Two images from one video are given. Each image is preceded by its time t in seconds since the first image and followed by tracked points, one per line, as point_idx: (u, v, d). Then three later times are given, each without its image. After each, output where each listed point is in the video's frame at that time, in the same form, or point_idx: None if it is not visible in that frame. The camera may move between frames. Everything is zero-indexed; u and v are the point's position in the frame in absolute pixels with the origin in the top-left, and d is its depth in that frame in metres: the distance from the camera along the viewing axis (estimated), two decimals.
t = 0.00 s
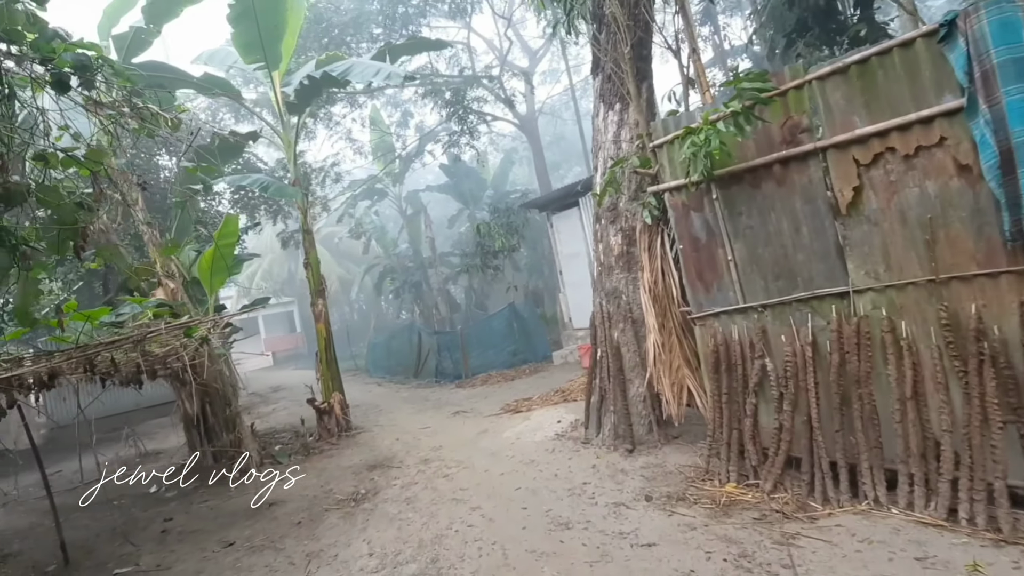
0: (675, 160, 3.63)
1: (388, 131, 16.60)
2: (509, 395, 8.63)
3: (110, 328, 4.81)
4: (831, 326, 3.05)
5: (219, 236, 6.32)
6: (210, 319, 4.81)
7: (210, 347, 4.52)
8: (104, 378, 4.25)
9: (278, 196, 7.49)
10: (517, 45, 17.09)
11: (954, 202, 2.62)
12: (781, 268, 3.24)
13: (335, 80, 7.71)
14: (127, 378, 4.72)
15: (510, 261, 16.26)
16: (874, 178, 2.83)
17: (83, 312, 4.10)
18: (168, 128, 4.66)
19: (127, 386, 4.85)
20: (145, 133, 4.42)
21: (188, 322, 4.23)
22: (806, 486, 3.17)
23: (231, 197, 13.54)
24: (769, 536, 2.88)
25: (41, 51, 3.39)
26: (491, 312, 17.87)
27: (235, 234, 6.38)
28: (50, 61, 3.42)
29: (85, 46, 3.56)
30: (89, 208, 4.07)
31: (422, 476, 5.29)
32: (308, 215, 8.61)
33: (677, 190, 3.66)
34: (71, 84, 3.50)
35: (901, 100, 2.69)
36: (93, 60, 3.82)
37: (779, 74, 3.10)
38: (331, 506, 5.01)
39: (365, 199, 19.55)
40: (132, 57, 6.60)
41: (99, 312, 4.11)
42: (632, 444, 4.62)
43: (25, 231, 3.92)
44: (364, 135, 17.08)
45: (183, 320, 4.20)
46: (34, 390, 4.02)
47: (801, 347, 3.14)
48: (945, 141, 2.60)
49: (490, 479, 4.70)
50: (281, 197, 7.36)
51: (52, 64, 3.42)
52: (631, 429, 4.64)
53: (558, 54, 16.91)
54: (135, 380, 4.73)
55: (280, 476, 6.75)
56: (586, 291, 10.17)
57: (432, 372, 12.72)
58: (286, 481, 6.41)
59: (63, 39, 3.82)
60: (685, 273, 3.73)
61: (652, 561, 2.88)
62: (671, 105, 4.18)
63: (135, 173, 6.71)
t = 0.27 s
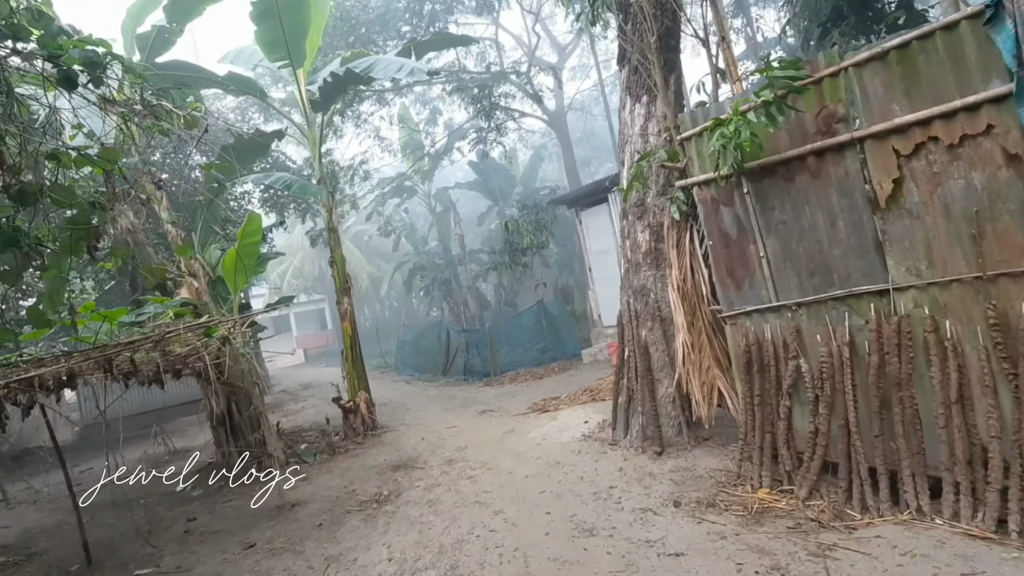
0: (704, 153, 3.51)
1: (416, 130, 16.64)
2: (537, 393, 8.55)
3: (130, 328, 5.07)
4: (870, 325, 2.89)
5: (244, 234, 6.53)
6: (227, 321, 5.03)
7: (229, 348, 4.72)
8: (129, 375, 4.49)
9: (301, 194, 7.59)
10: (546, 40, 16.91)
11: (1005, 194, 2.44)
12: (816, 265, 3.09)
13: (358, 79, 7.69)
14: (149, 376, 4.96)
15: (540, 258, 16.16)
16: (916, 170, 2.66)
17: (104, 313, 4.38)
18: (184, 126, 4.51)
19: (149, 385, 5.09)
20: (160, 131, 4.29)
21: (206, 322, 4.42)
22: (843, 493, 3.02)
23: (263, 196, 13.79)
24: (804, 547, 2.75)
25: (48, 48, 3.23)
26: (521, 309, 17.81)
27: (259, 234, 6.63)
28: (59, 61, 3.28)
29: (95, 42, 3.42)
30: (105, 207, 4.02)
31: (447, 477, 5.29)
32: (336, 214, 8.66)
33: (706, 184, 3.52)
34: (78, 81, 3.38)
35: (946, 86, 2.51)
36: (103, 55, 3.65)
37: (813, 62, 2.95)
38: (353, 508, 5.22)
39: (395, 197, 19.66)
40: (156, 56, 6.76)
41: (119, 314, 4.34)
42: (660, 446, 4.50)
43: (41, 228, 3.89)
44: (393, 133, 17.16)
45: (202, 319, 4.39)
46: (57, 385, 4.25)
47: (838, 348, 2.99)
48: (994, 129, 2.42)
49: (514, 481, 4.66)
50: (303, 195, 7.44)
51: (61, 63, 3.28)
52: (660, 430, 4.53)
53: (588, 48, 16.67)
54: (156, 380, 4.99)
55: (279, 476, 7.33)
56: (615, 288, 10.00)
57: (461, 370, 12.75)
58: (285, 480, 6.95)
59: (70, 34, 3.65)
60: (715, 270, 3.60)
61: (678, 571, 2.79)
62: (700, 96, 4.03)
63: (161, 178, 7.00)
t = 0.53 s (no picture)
0: (721, 146, 3.37)
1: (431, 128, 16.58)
2: (550, 394, 8.44)
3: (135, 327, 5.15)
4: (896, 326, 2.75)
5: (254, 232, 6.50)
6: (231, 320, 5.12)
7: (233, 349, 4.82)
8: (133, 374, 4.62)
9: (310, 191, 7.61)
10: (561, 37, 16.75)
11: None
12: (840, 262, 2.94)
13: (368, 74, 7.65)
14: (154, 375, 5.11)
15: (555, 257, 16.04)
16: (948, 160, 2.50)
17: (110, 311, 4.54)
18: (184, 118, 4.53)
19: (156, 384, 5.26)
20: (159, 123, 4.31)
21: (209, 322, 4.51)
22: (869, 502, 2.87)
23: (279, 195, 13.85)
24: (828, 558, 2.61)
25: (42, 38, 3.25)
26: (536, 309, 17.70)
27: (270, 232, 6.61)
28: (54, 51, 3.27)
29: (91, 33, 3.41)
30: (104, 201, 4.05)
31: (458, 480, 5.21)
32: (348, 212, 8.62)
33: (723, 178, 3.39)
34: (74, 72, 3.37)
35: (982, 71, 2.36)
36: (99, 47, 3.64)
37: (836, 48, 2.80)
38: (362, 510, 5.22)
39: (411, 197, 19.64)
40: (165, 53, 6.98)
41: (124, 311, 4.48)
42: (676, 450, 4.37)
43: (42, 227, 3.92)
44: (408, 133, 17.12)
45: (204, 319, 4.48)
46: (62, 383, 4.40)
47: (862, 349, 2.85)
48: None
49: (525, 485, 4.57)
50: (312, 192, 7.54)
51: (57, 53, 3.26)
52: (676, 433, 4.40)
53: (603, 44, 16.47)
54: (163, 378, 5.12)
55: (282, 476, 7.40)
56: (631, 287, 9.84)
57: (475, 370, 12.67)
58: (286, 481, 7.03)
59: (62, 25, 3.59)
60: (733, 268, 3.47)
61: None
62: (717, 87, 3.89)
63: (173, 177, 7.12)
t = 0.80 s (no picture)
0: (737, 139, 3.23)
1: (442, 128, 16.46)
2: (559, 395, 8.31)
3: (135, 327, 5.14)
4: (922, 327, 2.60)
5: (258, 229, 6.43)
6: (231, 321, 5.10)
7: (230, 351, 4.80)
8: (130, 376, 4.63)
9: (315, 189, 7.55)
10: (572, 35, 16.60)
11: None
12: (863, 259, 2.79)
13: (376, 69, 7.67)
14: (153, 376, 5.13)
15: (567, 257, 15.90)
16: (981, 150, 2.35)
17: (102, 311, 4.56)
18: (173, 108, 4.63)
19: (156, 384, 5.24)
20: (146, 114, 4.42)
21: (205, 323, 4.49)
22: (892, 512, 2.72)
23: (290, 195, 13.88)
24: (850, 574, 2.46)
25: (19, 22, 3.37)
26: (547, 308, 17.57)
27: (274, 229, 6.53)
28: (29, 35, 3.37)
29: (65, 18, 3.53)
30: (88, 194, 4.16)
31: (464, 483, 5.11)
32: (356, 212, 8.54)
33: (739, 172, 3.25)
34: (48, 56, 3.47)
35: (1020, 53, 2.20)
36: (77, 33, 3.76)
37: (860, 31, 2.65)
38: (367, 514, 5.13)
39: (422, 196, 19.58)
40: (166, 46, 7.05)
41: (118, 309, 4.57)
42: (688, 453, 4.22)
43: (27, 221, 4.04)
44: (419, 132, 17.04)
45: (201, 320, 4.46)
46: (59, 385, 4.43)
47: (886, 351, 2.70)
48: None
49: (533, 489, 4.45)
50: (318, 190, 7.51)
51: (30, 36, 3.35)
52: (688, 437, 4.25)
53: (615, 42, 16.30)
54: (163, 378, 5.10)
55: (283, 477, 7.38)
56: (642, 287, 9.68)
57: (485, 370, 12.58)
58: (286, 480, 7.09)
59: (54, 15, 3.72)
60: (749, 266, 3.33)
61: None
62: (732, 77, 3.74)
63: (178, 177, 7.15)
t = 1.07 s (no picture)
0: (760, 129, 3.03)
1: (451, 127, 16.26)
2: (567, 395, 8.12)
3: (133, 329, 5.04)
4: (963, 331, 2.39)
5: (262, 228, 6.31)
6: (230, 323, 5.03)
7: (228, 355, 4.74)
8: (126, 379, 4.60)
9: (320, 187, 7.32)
10: (582, 31, 16.38)
11: None
12: (898, 256, 2.59)
13: (385, 66, 7.44)
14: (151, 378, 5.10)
15: (576, 255, 15.69)
16: None
17: (98, 312, 4.50)
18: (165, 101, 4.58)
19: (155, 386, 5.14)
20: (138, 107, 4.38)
21: (203, 326, 4.41)
22: (928, 530, 2.51)
23: (300, 194, 13.80)
24: None
25: None
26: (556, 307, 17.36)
27: (279, 227, 6.40)
28: (8, 23, 3.34)
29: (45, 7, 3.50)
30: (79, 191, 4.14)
31: (468, 489, 4.94)
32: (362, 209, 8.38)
33: (762, 164, 3.06)
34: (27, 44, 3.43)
35: None
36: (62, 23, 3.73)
37: (899, 10, 2.45)
38: (369, 520, 4.96)
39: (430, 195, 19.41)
40: (169, 44, 6.89)
41: (114, 313, 4.50)
42: (703, 461, 4.00)
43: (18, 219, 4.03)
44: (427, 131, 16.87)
45: (198, 323, 4.39)
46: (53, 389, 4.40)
47: (922, 356, 2.49)
48: None
49: (540, 497, 4.27)
50: (323, 189, 7.36)
51: (9, 25, 3.33)
52: (702, 443, 4.04)
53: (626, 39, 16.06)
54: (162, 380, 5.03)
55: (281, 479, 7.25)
56: (652, 286, 9.46)
57: (493, 369, 12.40)
58: (287, 480, 7.21)
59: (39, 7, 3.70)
60: (771, 264, 3.14)
61: None
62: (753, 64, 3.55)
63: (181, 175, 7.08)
